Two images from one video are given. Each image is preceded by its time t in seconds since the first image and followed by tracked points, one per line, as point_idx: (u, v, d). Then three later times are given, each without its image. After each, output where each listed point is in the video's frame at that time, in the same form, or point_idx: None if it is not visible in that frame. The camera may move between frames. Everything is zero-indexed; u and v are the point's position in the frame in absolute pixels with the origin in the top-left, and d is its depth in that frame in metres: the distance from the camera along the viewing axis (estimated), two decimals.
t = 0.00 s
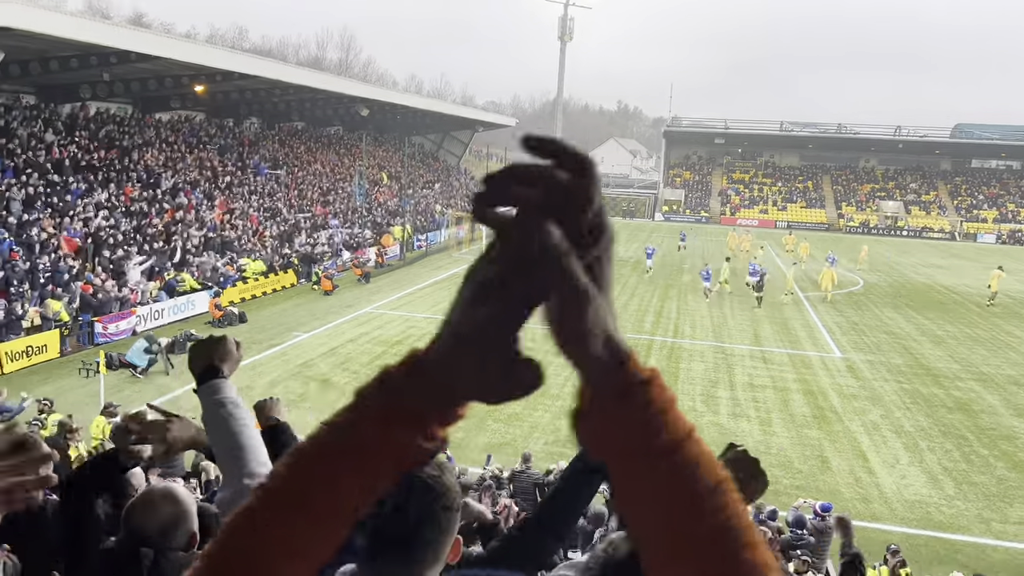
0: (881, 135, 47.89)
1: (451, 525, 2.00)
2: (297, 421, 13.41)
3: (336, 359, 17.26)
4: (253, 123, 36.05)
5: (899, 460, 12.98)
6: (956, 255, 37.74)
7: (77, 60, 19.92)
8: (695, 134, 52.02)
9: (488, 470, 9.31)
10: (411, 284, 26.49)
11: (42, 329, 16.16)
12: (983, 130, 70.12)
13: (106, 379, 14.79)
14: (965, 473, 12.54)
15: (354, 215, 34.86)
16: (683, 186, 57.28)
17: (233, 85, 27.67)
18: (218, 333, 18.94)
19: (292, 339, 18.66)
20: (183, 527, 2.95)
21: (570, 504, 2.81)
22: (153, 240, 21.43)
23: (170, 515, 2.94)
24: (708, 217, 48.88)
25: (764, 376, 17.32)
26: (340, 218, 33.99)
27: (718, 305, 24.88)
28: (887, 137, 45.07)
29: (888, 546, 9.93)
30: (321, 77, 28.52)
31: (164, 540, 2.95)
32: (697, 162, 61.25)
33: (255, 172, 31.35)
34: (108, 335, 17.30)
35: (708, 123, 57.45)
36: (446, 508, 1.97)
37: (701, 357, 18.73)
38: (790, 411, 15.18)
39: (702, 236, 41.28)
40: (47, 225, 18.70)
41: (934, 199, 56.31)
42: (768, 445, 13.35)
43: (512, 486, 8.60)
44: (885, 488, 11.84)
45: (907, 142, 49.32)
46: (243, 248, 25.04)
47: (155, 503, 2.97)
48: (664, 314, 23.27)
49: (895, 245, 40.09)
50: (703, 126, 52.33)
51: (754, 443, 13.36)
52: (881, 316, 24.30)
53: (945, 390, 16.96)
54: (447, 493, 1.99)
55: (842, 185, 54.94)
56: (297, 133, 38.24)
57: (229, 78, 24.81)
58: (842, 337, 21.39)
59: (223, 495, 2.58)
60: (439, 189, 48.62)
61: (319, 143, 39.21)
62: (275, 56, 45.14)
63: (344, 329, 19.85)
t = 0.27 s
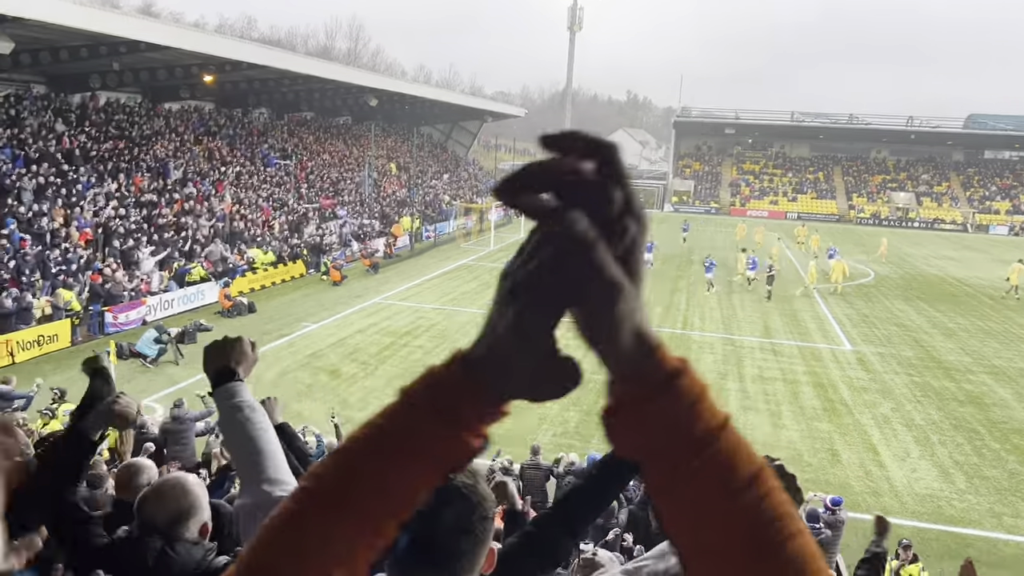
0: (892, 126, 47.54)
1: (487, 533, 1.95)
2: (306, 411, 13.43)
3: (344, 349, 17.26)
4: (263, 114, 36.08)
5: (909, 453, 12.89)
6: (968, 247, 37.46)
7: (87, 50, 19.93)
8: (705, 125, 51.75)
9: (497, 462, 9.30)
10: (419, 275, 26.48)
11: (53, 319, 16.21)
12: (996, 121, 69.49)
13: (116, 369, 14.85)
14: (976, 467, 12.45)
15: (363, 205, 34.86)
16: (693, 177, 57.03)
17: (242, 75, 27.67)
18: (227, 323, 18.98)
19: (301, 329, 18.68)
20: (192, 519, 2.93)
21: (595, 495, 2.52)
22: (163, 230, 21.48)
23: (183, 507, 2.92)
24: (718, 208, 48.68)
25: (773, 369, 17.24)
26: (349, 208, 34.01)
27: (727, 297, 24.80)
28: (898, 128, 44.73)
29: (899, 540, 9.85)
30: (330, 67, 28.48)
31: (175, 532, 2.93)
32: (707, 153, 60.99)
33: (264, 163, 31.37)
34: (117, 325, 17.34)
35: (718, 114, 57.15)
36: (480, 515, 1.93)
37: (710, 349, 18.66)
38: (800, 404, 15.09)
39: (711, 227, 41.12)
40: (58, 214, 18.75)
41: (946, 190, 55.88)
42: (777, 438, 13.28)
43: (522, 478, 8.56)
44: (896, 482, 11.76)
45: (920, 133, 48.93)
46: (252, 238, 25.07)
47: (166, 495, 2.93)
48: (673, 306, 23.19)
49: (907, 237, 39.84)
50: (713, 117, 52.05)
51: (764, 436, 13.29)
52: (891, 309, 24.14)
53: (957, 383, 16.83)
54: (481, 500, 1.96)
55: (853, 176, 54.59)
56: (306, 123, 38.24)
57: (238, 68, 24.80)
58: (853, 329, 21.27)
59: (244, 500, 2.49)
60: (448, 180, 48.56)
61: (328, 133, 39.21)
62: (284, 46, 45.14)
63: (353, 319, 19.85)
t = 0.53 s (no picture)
0: (910, 119, 47.09)
1: (514, 546, 1.95)
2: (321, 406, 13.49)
3: (359, 344, 17.33)
4: (277, 110, 36.22)
5: (927, 449, 12.78)
6: (987, 240, 37.08)
7: (104, 47, 20.04)
8: (720, 118, 51.48)
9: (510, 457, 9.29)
10: (433, 270, 26.52)
11: (71, 315, 16.35)
12: (1016, 113, 68.66)
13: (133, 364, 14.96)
14: (995, 463, 12.32)
15: (377, 200, 34.93)
16: (708, 170, 56.74)
17: (257, 72, 27.78)
18: (243, 318, 19.10)
19: (316, 324, 18.77)
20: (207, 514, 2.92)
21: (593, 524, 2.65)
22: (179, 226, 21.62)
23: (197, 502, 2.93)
24: (733, 202, 48.41)
25: (789, 364, 17.13)
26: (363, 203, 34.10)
27: (743, 292, 24.66)
28: (916, 121, 44.29)
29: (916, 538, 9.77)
30: (343, 63, 28.53)
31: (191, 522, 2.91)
32: (722, 146, 60.64)
33: (279, 159, 31.49)
34: (134, 321, 17.46)
35: (733, 107, 56.82)
36: (509, 526, 1.92)
37: (726, 344, 18.58)
38: (816, 399, 14.99)
39: (725, 221, 40.96)
40: (76, 211, 18.92)
41: (965, 183, 55.31)
42: (793, 434, 13.21)
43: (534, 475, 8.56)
44: (913, 479, 11.65)
45: (938, 125, 48.42)
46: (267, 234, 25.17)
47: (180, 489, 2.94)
48: (688, 300, 23.11)
49: (924, 231, 39.46)
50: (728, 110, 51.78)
51: (779, 432, 13.21)
52: (909, 303, 23.93)
53: (975, 379, 16.66)
54: (509, 511, 1.94)
55: (870, 169, 54.11)
56: (320, 119, 38.40)
57: (253, 64, 24.89)
58: (869, 324, 21.11)
59: (266, 501, 2.35)
60: (462, 174, 48.60)
61: (342, 128, 39.34)
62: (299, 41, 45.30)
63: (367, 315, 19.92)
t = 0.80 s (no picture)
0: (923, 109, 46.63)
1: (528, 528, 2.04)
2: (333, 401, 13.53)
3: (371, 339, 17.37)
4: (287, 104, 36.21)
5: (941, 443, 12.69)
6: (1002, 231, 36.72)
7: (115, 43, 20.08)
8: (731, 109, 51.14)
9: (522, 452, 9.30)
10: (444, 264, 26.50)
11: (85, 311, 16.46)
12: None
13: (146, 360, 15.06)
14: (1010, 457, 12.22)
15: (387, 194, 34.90)
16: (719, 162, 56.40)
17: (266, 67, 27.78)
18: (255, 313, 19.20)
19: (328, 319, 18.83)
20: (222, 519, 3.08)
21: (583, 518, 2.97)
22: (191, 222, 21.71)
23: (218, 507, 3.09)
24: (745, 193, 48.07)
25: (801, 357, 17.04)
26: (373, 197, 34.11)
27: (754, 285, 24.52)
28: (930, 111, 43.85)
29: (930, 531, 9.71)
30: (353, 57, 28.50)
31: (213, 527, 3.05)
32: (733, 138, 60.27)
33: (289, 153, 31.51)
34: (147, 316, 17.57)
35: (744, 98, 56.40)
36: (531, 539, 2.34)
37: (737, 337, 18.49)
38: (828, 392, 14.91)
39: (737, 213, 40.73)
40: (88, 208, 19.01)
41: (979, 173, 54.76)
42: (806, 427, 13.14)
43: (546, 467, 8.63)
44: (927, 472, 11.58)
45: (952, 115, 47.90)
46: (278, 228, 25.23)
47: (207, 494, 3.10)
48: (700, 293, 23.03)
49: (938, 222, 39.05)
50: (740, 101, 51.43)
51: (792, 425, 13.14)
52: (923, 295, 23.74)
53: (990, 371, 16.53)
54: (531, 525, 2.35)
55: (883, 160, 53.59)
56: (330, 113, 38.42)
57: (263, 59, 24.89)
58: (882, 316, 20.97)
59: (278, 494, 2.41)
60: (472, 168, 48.52)
61: (352, 122, 39.35)
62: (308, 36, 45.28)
63: (379, 309, 19.96)
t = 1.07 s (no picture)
0: (931, 99, 46.34)
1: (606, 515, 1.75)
2: (341, 397, 13.51)
3: (378, 335, 17.37)
4: (293, 100, 36.22)
5: (952, 436, 12.61)
6: (1012, 222, 36.45)
7: (120, 41, 20.09)
8: (738, 101, 50.96)
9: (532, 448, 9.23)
10: (451, 259, 26.43)
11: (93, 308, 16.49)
12: None
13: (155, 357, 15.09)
14: (1021, 450, 12.13)
15: (393, 189, 34.89)
16: (726, 154, 56.22)
17: (271, 62, 27.77)
18: (263, 309, 19.21)
19: (335, 315, 18.83)
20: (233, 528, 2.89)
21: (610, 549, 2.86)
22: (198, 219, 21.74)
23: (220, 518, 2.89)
24: (752, 185, 47.90)
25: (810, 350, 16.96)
26: (380, 191, 34.10)
27: (762, 278, 24.39)
28: (937, 101, 43.57)
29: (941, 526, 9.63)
30: (358, 52, 28.49)
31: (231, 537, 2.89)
32: (740, 130, 60.06)
33: (295, 149, 31.51)
34: (155, 313, 17.59)
35: (750, 89, 56.17)
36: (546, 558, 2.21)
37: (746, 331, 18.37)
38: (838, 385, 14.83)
39: (743, 206, 40.60)
40: (95, 205, 19.02)
41: (989, 163, 54.38)
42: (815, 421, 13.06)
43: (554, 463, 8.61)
44: (938, 466, 11.50)
45: (960, 105, 47.57)
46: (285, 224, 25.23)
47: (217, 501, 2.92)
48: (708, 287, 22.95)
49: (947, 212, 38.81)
50: (746, 93, 51.23)
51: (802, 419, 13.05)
52: (932, 287, 23.59)
53: (1000, 363, 16.41)
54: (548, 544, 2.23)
55: (891, 150, 53.24)
56: (336, 108, 38.43)
57: (268, 55, 24.88)
58: (892, 308, 20.86)
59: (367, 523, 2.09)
60: (478, 162, 48.52)
61: (358, 117, 39.36)
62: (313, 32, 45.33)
63: (386, 304, 19.95)
